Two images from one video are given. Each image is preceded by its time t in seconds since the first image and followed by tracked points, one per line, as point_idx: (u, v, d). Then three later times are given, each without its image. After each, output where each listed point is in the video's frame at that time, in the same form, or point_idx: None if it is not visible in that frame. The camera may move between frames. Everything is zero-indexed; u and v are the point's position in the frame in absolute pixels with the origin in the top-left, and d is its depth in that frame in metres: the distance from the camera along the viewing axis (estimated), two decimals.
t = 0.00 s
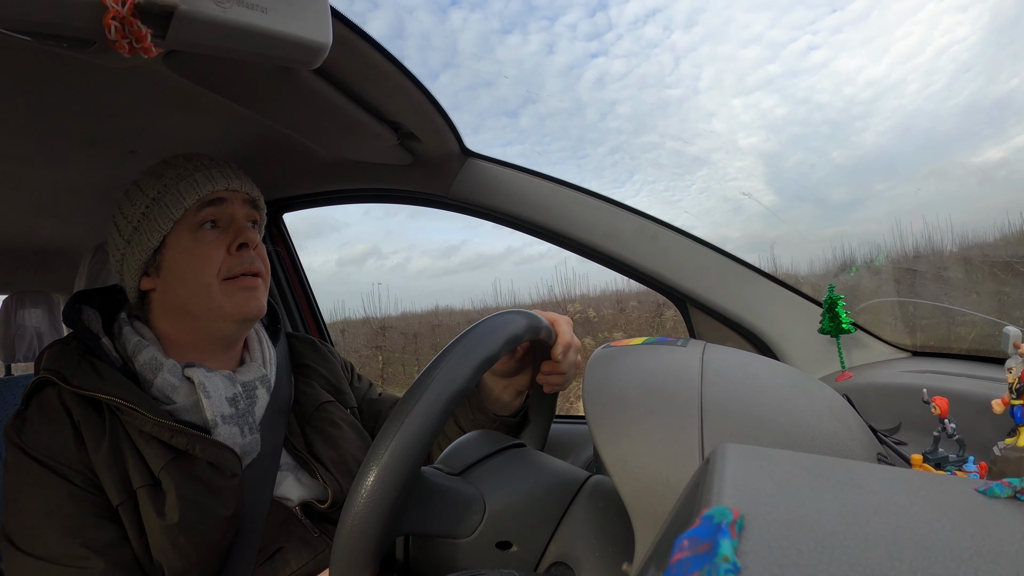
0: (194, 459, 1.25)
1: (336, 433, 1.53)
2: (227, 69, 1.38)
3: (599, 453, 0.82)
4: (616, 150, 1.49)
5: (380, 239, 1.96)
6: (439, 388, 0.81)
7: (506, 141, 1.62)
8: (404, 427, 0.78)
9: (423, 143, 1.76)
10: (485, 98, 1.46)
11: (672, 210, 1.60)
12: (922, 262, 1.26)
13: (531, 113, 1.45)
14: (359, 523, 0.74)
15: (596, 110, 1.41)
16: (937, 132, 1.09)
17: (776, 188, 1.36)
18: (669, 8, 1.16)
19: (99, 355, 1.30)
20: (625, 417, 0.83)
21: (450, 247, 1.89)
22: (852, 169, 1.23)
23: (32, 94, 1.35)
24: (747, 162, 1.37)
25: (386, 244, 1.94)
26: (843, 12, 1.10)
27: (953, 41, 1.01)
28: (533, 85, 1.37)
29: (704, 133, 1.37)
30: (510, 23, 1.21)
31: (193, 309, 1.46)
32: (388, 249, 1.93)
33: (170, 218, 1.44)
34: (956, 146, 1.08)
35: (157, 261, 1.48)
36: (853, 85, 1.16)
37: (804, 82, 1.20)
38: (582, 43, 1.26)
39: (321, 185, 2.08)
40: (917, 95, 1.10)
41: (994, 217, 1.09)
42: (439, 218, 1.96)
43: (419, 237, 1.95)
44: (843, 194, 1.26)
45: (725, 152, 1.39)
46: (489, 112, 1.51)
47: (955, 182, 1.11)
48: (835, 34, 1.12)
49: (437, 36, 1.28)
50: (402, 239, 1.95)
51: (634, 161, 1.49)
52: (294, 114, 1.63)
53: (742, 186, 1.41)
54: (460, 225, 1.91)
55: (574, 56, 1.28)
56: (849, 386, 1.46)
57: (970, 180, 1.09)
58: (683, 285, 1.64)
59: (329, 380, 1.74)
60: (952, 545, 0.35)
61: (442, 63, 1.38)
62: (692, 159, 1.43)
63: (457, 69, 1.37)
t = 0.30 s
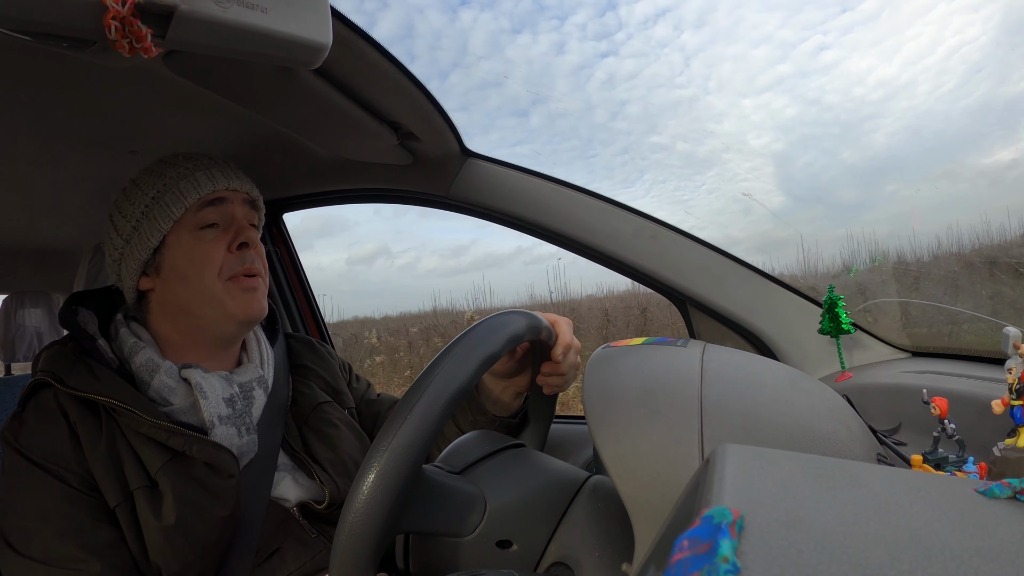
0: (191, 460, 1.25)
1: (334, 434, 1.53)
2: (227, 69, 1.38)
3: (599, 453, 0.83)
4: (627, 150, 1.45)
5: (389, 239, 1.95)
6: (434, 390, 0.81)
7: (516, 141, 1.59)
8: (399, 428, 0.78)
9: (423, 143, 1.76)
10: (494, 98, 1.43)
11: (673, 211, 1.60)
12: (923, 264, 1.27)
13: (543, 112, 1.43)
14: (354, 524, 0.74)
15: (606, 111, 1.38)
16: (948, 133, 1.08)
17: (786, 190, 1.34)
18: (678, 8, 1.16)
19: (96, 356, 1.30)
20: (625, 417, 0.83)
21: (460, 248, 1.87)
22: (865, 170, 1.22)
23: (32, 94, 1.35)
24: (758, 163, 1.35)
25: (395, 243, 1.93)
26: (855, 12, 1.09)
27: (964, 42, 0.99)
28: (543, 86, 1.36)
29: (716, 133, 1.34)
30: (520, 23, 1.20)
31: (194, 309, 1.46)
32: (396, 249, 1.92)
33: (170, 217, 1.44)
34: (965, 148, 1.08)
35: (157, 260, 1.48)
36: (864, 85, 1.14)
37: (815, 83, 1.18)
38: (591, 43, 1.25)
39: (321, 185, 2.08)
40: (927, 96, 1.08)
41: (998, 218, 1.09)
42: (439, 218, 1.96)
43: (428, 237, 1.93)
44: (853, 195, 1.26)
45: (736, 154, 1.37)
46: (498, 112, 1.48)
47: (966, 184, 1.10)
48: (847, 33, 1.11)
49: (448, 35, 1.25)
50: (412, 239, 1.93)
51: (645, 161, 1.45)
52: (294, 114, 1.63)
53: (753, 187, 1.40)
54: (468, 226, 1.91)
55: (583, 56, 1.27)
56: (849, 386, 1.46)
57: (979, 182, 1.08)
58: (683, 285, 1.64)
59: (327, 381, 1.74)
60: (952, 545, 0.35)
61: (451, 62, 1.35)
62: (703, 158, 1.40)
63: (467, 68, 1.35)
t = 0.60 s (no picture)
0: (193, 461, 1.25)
1: (335, 435, 1.53)
2: (227, 69, 1.38)
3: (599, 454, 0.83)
4: (637, 148, 1.43)
5: (400, 236, 1.97)
6: (435, 391, 0.81)
7: (526, 138, 1.55)
8: (401, 430, 0.78)
9: (423, 144, 1.75)
10: (504, 96, 1.42)
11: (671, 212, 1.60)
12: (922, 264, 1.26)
13: (552, 110, 1.42)
14: (355, 526, 0.74)
15: (615, 109, 1.37)
16: (959, 132, 1.08)
17: (797, 186, 1.32)
18: (687, 5, 1.15)
19: (97, 357, 1.30)
20: (625, 417, 0.83)
21: (470, 246, 1.86)
22: (872, 169, 1.21)
23: (32, 95, 1.35)
24: (768, 161, 1.34)
25: (406, 240, 1.94)
26: (866, 9, 1.08)
27: (976, 39, 0.99)
28: (553, 84, 1.35)
29: (724, 131, 1.34)
30: (530, 19, 1.20)
31: (192, 312, 1.46)
32: (407, 246, 1.93)
33: (170, 220, 1.44)
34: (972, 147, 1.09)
35: (156, 262, 1.48)
36: (876, 84, 1.13)
37: (825, 81, 1.17)
38: (601, 40, 1.23)
39: (322, 186, 2.08)
40: (939, 94, 1.08)
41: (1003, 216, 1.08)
42: (439, 218, 1.96)
43: (440, 233, 1.94)
44: (864, 195, 1.24)
45: (746, 151, 1.35)
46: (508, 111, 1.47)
47: (978, 181, 1.10)
48: (858, 32, 1.10)
49: (457, 33, 1.24)
50: (422, 235, 1.95)
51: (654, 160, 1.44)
52: (294, 115, 1.63)
53: (763, 186, 1.38)
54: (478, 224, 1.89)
55: (594, 54, 1.26)
56: (849, 386, 1.46)
57: (991, 181, 1.09)
58: (683, 285, 1.64)
59: (328, 383, 1.74)
60: (952, 545, 0.35)
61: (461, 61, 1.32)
62: (712, 157, 1.39)
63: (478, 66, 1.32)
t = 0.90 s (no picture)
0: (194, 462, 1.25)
1: (335, 436, 1.54)
2: (227, 69, 1.38)
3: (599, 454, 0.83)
4: (649, 145, 1.40)
5: (411, 233, 1.96)
6: (436, 391, 0.81)
7: (536, 134, 1.51)
8: (401, 430, 0.78)
9: (423, 144, 1.75)
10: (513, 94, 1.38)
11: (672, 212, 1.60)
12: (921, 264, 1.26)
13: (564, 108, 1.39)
14: (355, 525, 0.74)
15: (627, 106, 1.33)
16: (970, 134, 1.08)
17: (809, 184, 1.31)
18: (699, 2, 1.15)
19: (98, 357, 1.30)
20: (625, 418, 0.83)
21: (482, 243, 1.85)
22: (884, 167, 1.21)
23: (32, 95, 1.35)
24: (780, 159, 1.32)
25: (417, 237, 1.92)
26: (878, 6, 1.08)
27: (989, 37, 0.99)
28: (563, 81, 1.32)
29: (735, 129, 1.33)
30: (542, 17, 1.19)
31: (200, 314, 1.46)
32: (418, 243, 1.92)
33: (180, 221, 1.43)
34: (983, 146, 1.08)
35: (164, 263, 1.47)
36: (887, 81, 1.13)
37: (837, 79, 1.17)
38: (612, 38, 1.21)
39: (323, 186, 2.08)
40: (952, 92, 1.07)
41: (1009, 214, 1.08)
42: (440, 218, 1.96)
43: (451, 231, 1.92)
44: (877, 194, 1.24)
45: (759, 147, 1.34)
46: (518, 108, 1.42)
47: (991, 180, 1.09)
48: (869, 29, 1.10)
49: (469, 30, 1.22)
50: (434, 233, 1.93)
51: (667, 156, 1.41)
52: (294, 115, 1.63)
53: (776, 184, 1.36)
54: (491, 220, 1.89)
55: (604, 52, 1.23)
56: (848, 386, 1.46)
57: (1004, 178, 1.08)
58: (683, 285, 1.64)
59: (329, 385, 1.74)
60: (953, 545, 0.35)
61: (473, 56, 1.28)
62: (723, 155, 1.38)
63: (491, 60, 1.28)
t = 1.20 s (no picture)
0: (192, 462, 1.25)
1: (334, 436, 1.53)
2: (227, 69, 1.38)
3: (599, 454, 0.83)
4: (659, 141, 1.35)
5: (422, 228, 1.97)
6: (433, 395, 0.80)
7: (548, 128, 1.45)
8: (396, 435, 0.78)
9: (422, 144, 1.75)
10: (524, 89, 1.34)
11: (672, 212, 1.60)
12: (921, 267, 1.25)
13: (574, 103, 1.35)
14: (354, 527, 0.75)
15: (637, 100, 1.30)
16: (982, 124, 1.02)
17: (821, 179, 1.24)
18: None
19: (95, 359, 1.30)
20: (625, 418, 0.83)
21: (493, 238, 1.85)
22: (896, 163, 1.15)
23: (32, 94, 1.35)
24: (792, 154, 1.26)
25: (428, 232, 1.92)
26: None
27: (1002, 30, 0.95)
28: (574, 75, 1.29)
29: (747, 123, 1.27)
30: (551, 11, 1.17)
31: (213, 316, 1.46)
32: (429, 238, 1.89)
33: (197, 222, 1.42)
34: (999, 142, 1.03)
35: (175, 263, 1.45)
36: (901, 74, 1.08)
37: (851, 72, 1.12)
38: (623, 31, 1.20)
39: (323, 186, 2.08)
40: (965, 86, 1.01)
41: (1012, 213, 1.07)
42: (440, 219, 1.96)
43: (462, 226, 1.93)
44: (890, 188, 1.17)
45: (770, 142, 1.27)
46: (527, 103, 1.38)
47: (1005, 177, 1.05)
48: (882, 22, 1.05)
49: (479, 24, 1.20)
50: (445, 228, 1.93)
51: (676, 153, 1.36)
52: (294, 115, 1.63)
53: (788, 178, 1.29)
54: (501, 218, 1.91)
55: (615, 45, 1.22)
56: (848, 386, 1.46)
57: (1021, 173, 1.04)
58: (683, 285, 1.64)
59: (328, 384, 1.74)
60: (953, 545, 0.35)
61: (484, 50, 1.26)
62: (734, 150, 1.32)
63: (501, 54, 1.26)
